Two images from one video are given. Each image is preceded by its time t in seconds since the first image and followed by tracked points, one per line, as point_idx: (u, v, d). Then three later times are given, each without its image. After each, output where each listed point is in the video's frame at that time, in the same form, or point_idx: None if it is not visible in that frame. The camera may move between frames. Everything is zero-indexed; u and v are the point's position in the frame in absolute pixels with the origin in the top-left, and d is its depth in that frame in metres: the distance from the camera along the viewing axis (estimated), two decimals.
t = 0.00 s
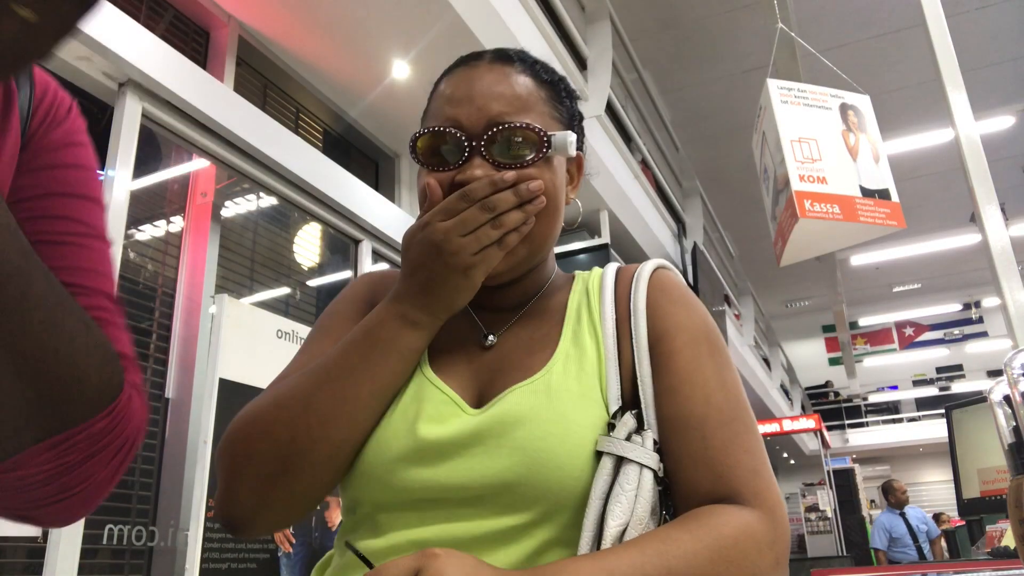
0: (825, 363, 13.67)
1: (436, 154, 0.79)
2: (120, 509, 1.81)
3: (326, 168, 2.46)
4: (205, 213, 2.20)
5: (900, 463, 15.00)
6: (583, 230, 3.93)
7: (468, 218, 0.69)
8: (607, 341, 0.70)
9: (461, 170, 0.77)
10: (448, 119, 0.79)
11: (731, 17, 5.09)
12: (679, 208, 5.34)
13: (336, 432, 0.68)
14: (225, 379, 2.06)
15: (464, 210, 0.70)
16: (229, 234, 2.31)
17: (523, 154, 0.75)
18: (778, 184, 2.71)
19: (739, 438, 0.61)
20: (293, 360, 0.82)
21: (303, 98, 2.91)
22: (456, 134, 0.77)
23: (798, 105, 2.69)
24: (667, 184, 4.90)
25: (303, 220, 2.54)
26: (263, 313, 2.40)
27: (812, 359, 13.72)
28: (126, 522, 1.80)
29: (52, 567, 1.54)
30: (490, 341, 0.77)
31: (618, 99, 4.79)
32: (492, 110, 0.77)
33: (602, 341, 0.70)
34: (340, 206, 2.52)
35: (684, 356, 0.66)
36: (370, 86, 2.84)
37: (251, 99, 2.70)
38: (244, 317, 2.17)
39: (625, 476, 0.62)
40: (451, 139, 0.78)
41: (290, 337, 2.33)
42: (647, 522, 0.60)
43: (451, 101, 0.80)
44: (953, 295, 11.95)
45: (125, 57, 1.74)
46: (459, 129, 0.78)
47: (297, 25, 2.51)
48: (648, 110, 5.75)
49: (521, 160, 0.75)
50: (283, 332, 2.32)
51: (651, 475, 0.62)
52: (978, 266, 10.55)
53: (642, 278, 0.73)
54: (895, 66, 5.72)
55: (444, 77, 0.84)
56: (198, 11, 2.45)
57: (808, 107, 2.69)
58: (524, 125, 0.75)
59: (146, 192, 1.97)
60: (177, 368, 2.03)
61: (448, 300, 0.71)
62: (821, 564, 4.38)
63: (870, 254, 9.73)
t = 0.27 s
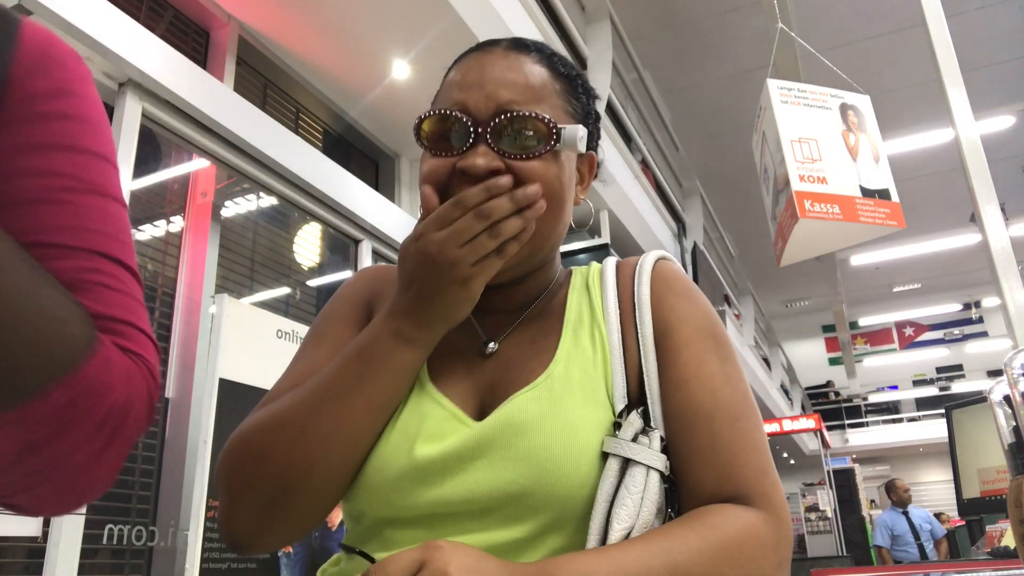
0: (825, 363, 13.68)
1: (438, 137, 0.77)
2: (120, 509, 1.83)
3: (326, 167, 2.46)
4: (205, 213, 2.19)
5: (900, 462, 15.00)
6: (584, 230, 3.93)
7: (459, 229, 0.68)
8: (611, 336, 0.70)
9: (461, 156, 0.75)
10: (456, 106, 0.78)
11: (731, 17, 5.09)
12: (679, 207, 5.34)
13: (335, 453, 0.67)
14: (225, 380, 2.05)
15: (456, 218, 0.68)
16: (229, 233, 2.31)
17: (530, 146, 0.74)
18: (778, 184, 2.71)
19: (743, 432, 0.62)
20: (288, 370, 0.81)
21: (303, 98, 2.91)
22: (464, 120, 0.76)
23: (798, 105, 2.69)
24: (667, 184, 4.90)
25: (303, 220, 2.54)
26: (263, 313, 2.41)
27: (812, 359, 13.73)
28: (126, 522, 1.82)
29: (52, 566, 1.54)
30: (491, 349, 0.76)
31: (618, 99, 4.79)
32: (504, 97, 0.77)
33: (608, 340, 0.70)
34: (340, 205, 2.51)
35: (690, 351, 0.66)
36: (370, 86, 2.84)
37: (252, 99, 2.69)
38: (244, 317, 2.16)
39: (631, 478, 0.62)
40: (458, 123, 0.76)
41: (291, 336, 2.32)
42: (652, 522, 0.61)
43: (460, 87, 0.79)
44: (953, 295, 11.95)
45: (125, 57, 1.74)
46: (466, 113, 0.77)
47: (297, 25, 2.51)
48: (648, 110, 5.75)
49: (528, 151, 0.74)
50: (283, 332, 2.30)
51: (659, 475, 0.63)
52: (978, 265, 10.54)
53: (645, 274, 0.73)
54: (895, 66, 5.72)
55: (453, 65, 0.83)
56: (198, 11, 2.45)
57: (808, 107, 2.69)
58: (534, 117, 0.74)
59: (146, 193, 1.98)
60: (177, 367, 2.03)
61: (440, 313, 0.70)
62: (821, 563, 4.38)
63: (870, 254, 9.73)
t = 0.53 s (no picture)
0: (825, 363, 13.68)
1: (438, 172, 0.69)
2: (120, 509, 1.84)
3: (325, 167, 2.46)
4: (205, 212, 2.20)
5: (900, 462, 15.00)
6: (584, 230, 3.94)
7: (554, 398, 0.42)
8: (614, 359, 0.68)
9: (467, 195, 0.67)
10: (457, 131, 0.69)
11: (731, 17, 5.09)
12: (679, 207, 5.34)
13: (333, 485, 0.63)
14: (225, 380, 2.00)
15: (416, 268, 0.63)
16: (229, 233, 2.32)
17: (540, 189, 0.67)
18: (778, 184, 2.71)
19: (735, 431, 0.62)
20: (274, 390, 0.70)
21: (304, 98, 2.91)
22: (471, 155, 0.67)
23: (798, 105, 2.69)
24: (667, 184, 4.90)
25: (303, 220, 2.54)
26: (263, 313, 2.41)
27: (812, 359, 13.73)
28: (125, 523, 1.84)
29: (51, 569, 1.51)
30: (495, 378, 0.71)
31: (619, 99, 4.79)
32: (516, 127, 0.68)
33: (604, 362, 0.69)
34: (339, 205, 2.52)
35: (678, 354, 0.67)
36: (370, 86, 2.84)
37: (252, 99, 2.69)
38: (244, 316, 2.10)
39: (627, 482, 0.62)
40: (463, 158, 0.68)
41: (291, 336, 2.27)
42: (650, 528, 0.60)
43: (460, 111, 0.69)
44: (953, 295, 11.95)
45: (125, 57, 1.74)
46: (471, 146, 0.68)
47: (298, 25, 2.51)
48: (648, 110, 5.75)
49: (543, 194, 0.67)
50: (283, 332, 2.25)
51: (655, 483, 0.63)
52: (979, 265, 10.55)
53: (636, 283, 0.73)
54: (895, 66, 5.72)
55: (448, 81, 0.73)
56: (198, 11, 2.44)
57: (808, 107, 2.69)
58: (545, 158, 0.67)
59: (146, 193, 1.98)
60: (177, 367, 2.05)
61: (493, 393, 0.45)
62: (822, 563, 4.38)
63: (870, 254, 9.73)
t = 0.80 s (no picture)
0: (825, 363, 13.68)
1: (478, 257, 0.64)
2: (120, 509, 1.85)
3: (325, 167, 2.46)
4: (205, 212, 2.21)
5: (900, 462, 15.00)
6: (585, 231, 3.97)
7: (648, 475, 0.56)
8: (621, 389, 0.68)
9: (514, 280, 0.63)
10: (494, 206, 0.64)
11: (731, 17, 5.09)
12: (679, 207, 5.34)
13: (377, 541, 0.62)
14: (225, 380, 1.97)
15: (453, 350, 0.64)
16: (229, 234, 2.32)
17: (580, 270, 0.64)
18: (778, 184, 2.71)
19: (729, 435, 0.64)
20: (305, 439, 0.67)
21: (303, 98, 2.91)
22: (516, 241, 0.63)
23: (798, 105, 2.69)
24: (667, 184, 4.90)
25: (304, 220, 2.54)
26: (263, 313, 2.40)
27: (812, 359, 13.73)
28: (126, 523, 1.84)
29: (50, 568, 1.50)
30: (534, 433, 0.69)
31: (618, 99, 4.79)
32: (559, 209, 0.64)
33: (618, 411, 0.67)
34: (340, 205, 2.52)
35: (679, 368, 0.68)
36: (370, 86, 2.84)
37: (252, 99, 2.69)
38: (244, 315, 2.08)
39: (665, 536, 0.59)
40: (506, 241, 0.64)
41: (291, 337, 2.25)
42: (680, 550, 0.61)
43: (490, 192, 0.64)
44: (952, 295, 11.95)
45: (124, 57, 1.73)
46: (512, 231, 0.64)
47: (297, 25, 2.51)
48: (648, 110, 5.75)
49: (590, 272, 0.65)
50: (283, 332, 2.22)
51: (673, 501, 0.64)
52: (979, 265, 10.54)
53: (635, 307, 0.71)
54: (895, 66, 5.72)
55: (464, 158, 0.67)
56: (198, 11, 2.44)
57: (808, 107, 2.69)
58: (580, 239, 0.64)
59: (146, 193, 1.97)
60: (177, 366, 2.06)
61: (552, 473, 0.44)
62: (822, 563, 4.38)
63: (870, 254, 9.73)
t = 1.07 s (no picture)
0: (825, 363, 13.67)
1: (524, 321, 0.73)
2: (120, 509, 1.86)
3: (325, 167, 2.46)
4: (205, 212, 2.22)
5: (900, 462, 14.99)
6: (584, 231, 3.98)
7: (630, 480, 0.60)
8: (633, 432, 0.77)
9: (558, 341, 0.73)
10: (537, 275, 0.73)
11: (730, 17, 5.09)
12: (679, 207, 5.34)
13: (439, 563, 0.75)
14: (225, 380, 1.97)
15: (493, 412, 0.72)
16: (229, 234, 2.32)
17: (613, 330, 0.74)
18: (778, 185, 2.71)
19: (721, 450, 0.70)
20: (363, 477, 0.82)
21: (303, 98, 2.91)
22: (558, 308, 0.72)
23: (798, 105, 2.69)
24: (667, 184, 4.90)
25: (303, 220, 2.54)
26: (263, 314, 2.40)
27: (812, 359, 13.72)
28: (126, 523, 1.85)
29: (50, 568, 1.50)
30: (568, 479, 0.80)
31: (618, 99, 4.78)
32: (595, 276, 0.73)
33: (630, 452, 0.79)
34: (339, 205, 2.52)
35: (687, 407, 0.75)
36: (370, 86, 2.84)
37: (252, 99, 2.70)
38: (243, 315, 2.07)
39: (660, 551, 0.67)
40: (553, 309, 0.73)
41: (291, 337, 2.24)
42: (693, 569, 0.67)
43: (534, 262, 0.73)
44: (952, 295, 11.95)
45: (125, 57, 1.73)
46: (553, 297, 0.73)
47: (298, 25, 2.51)
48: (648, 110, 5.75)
49: (622, 333, 0.74)
50: (283, 332, 2.21)
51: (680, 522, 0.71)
52: (979, 265, 10.55)
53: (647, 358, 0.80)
54: (895, 66, 5.72)
55: (508, 228, 0.76)
56: (198, 11, 2.44)
57: (808, 107, 2.69)
58: (614, 302, 0.74)
59: (146, 192, 1.97)
60: (177, 366, 2.06)
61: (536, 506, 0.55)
62: (822, 563, 4.37)
63: (870, 254, 9.73)
